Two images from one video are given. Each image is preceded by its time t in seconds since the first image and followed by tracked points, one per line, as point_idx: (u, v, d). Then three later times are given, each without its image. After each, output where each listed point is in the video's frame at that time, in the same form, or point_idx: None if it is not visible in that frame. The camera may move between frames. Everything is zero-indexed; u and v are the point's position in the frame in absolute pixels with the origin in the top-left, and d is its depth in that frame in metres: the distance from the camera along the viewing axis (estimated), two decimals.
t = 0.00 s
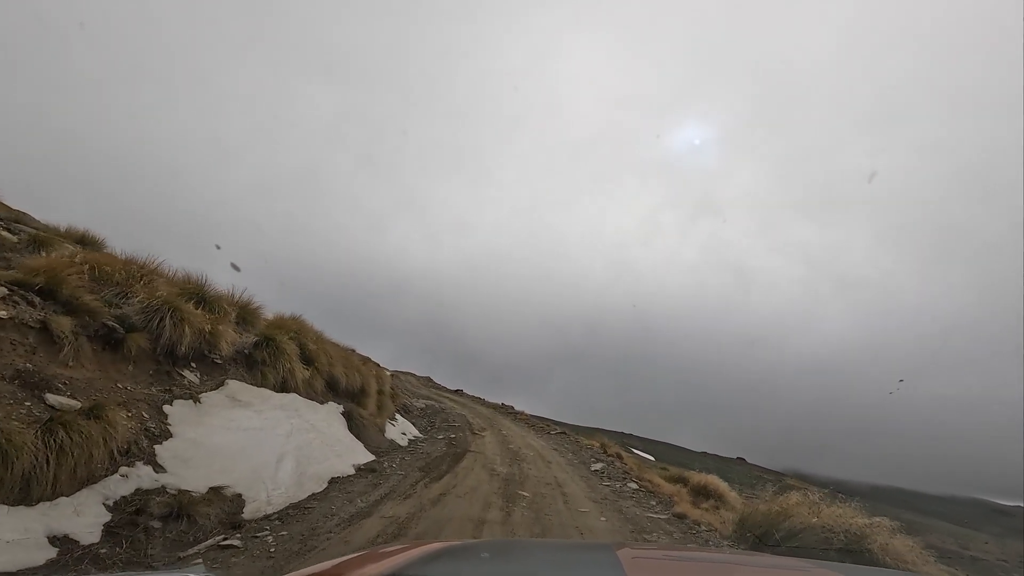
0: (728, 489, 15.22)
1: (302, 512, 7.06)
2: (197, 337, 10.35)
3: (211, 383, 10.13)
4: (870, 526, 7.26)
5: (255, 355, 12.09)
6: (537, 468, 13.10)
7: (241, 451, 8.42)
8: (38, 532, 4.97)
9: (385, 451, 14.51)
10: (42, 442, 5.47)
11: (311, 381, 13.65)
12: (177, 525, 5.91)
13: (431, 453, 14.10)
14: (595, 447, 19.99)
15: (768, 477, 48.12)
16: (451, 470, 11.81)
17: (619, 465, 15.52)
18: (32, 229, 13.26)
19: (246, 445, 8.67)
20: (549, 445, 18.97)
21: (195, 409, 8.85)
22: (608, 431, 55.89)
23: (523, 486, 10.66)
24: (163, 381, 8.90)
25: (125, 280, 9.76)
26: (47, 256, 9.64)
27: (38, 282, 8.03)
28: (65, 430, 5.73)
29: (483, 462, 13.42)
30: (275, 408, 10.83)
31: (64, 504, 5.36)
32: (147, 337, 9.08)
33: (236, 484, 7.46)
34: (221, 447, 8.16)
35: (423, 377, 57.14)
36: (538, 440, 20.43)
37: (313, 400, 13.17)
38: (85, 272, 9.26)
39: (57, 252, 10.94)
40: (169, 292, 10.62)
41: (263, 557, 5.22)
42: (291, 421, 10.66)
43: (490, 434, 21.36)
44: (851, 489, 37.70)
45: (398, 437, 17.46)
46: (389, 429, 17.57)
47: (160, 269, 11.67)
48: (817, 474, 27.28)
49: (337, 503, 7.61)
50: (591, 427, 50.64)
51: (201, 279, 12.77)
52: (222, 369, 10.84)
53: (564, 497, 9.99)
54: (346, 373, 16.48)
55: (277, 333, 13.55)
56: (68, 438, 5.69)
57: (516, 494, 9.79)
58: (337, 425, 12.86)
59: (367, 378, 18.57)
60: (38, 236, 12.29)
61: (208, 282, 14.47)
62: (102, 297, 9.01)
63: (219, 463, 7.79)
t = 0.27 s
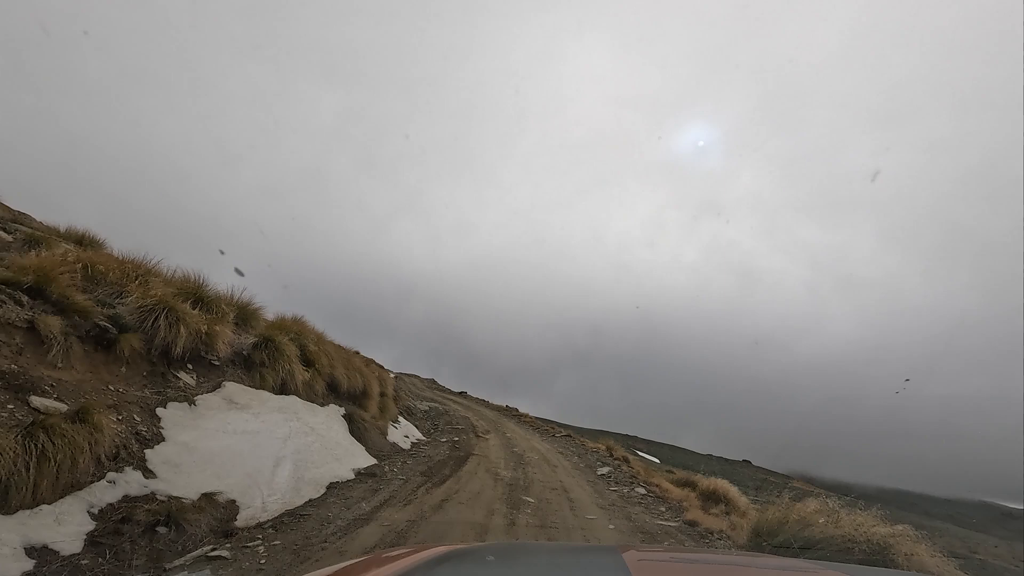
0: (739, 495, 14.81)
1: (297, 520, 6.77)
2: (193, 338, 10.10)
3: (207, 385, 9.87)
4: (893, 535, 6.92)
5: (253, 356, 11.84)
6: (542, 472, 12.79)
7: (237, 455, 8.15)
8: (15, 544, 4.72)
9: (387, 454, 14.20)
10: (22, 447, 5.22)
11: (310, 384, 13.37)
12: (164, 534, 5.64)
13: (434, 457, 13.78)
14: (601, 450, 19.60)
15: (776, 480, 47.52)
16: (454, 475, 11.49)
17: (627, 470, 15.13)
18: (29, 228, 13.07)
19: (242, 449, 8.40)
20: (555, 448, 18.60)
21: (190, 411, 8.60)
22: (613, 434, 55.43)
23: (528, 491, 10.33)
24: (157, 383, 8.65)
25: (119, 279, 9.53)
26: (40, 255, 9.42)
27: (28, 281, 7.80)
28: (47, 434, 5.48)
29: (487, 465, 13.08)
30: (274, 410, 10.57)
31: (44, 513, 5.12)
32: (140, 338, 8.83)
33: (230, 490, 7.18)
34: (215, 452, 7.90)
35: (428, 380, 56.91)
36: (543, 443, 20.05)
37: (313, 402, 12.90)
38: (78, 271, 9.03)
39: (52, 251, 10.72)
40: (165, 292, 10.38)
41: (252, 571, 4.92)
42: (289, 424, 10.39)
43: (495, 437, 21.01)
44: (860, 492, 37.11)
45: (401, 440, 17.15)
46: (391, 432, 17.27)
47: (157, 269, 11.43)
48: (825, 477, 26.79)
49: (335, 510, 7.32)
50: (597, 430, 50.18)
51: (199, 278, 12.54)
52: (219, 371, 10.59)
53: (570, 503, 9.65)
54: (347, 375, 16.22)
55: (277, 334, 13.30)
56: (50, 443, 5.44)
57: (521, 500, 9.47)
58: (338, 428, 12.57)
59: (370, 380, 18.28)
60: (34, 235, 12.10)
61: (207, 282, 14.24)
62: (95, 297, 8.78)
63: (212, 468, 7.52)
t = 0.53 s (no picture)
0: (750, 501, 14.34)
1: (288, 529, 6.45)
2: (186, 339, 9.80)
3: (200, 387, 9.59)
4: (920, 546, 6.53)
5: (249, 357, 11.52)
6: (546, 477, 12.42)
7: (228, 460, 7.84)
8: None
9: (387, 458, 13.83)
10: None
11: (308, 386, 13.04)
12: (146, 543, 5.33)
13: (435, 461, 13.39)
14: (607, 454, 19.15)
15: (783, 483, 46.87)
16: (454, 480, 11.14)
17: (634, 475, 14.69)
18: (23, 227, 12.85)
19: (234, 454, 8.10)
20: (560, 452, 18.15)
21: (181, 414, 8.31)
22: (618, 436, 54.91)
23: (531, 497, 9.95)
24: (147, 385, 8.35)
25: (109, 278, 9.25)
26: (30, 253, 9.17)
27: (13, 279, 7.54)
28: (21, 439, 5.20)
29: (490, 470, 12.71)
30: (270, 413, 10.26)
31: (14, 524, 4.88)
32: (131, 339, 8.56)
33: (219, 497, 6.88)
34: (205, 457, 7.57)
35: (432, 382, 56.76)
36: (548, 447, 19.61)
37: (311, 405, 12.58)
38: (67, 270, 8.77)
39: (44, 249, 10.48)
40: (158, 291, 10.11)
41: None
42: (285, 428, 10.05)
43: (498, 440, 20.61)
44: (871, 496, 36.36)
45: (402, 444, 16.77)
46: (393, 436, 16.90)
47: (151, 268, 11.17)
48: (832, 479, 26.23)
49: (329, 518, 7.00)
50: (604, 433, 49.64)
51: (195, 278, 12.27)
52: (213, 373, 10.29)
53: (575, 511, 9.27)
54: (348, 377, 15.91)
55: (274, 335, 13.01)
56: (22, 450, 5.17)
57: (524, 508, 9.07)
58: (337, 432, 12.24)
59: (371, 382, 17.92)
60: (28, 234, 11.87)
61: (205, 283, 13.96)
62: (83, 296, 8.51)
63: (201, 475, 7.20)
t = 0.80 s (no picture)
0: (758, 504, 13.96)
1: (277, 539, 6.15)
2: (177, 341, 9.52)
3: (192, 390, 9.29)
4: (944, 555, 6.17)
5: (243, 360, 11.23)
6: (549, 481, 12.07)
7: (218, 466, 7.55)
8: None
9: (385, 462, 13.53)
10: None
11: (304, 389, 12.74)
12: (123, 557, 5.04)
13: (435, 465, 13.07)
14: (611, 456, 18.80)
15: (789, 484, 46.40)
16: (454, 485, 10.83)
17: (639, 478, 14.33)
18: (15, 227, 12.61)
19: (224, 459, 7.80)
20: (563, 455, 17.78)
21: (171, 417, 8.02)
22: (622, 438, 54.50)
23: (533, 503, 9.62)
24: (134, 389, 8.07)
25: (97, 278, 8.97)
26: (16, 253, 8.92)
27: None
28: None
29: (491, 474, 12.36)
30: (264, 417, 9.96)
31: None
32: (118, 340, 8.28)
33: (206, 505, 6.58)
34: (194, 463, 7.28)
35: (434, 384, 56.49)
36: (551, 449, 19.26)
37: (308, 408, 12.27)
38: (53, 270, 8.51)
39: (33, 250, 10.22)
40: (149, 292, 9.83)
41: None
42: (279, 432, 9.75)
43: (501, 443, 20.26)
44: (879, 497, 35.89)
45: (402, 447, 16.46)
46: (392, 439, 16.59)
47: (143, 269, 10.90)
48: (840, 480, 25.81)
49: (321, 527, 6.69)
50: (607, 435, 49.27)
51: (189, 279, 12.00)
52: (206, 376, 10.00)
53: (579, 517, 8.94)
54: (346, 380, 15.61)
55: (270, 337, 12.72)
56: None
57: (525, 514, 8.73)
58: (334, 436, 11.93)
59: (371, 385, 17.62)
60: (18, 235, 11.62)
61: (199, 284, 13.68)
62: (69, 297, 8.25)
63: (189, 482, 6.91)
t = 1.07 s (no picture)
0: (769, 507, 13.53)
1: (262, 553, 5.80)
2: (164, 343, 9.17)
3: (179, 394, 8.94)
4: (973, 564, 5.93)
5: (235, 362, 10.87)
6: (552, 486, 11.68)
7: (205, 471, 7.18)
8: None
9: (384, 467, 13.14)
10: None
11: (299, 392, 12.37)
12: (93, 572, 4.70)
13: (434, 469, 12.68)
14: (616, 458, 18.36)
15: (796, 484, 45.86)
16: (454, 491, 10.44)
17: (645, 481, 13.92)
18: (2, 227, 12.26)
19: (212, 464, 7.44)
20: (566, 458, 17.35)
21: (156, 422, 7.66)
22: (626, 439, 54.03)
23: (535, 509, 9.23)
24: (117, 393, 7.71)
25: (80, 278, 8.63)
26: None
27: None
28: None
29: (492, 478, 11.97)
30: (255, 421, 9.59)
31: None
32: (100, 343, 7.93)
33: (188, 516, 6.23)
34: (179, 469, 6.92)
35: (436, 386, 56.14)
36: (554, 452, 18.83)
37: (302, 412, 11.90)
38: (33, 270, 8.16)
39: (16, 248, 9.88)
40: (135, 292, 9.48)
41: None
42: (271, 436, 9.38)
43: (503, 445, 19.84)
44: (888, 497, 35.37)
45: (402, 451, 16.07)
46: (392, 443, 16.20)
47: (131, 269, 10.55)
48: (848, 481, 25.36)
49: (310, 539, 6.34)
50: (611, 437, 48.95)
51: (179, 280, 11.64)
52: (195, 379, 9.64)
53: (584, 524, 8.55)
54: (344, 382, 15.23)
55: (264, 338, 12.35)
56: None
57: (527, 522, 8.35)
58: (330, 440, 11.56)
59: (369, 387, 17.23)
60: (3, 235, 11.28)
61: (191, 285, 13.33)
62: (49, 298, 7.91)
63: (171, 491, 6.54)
